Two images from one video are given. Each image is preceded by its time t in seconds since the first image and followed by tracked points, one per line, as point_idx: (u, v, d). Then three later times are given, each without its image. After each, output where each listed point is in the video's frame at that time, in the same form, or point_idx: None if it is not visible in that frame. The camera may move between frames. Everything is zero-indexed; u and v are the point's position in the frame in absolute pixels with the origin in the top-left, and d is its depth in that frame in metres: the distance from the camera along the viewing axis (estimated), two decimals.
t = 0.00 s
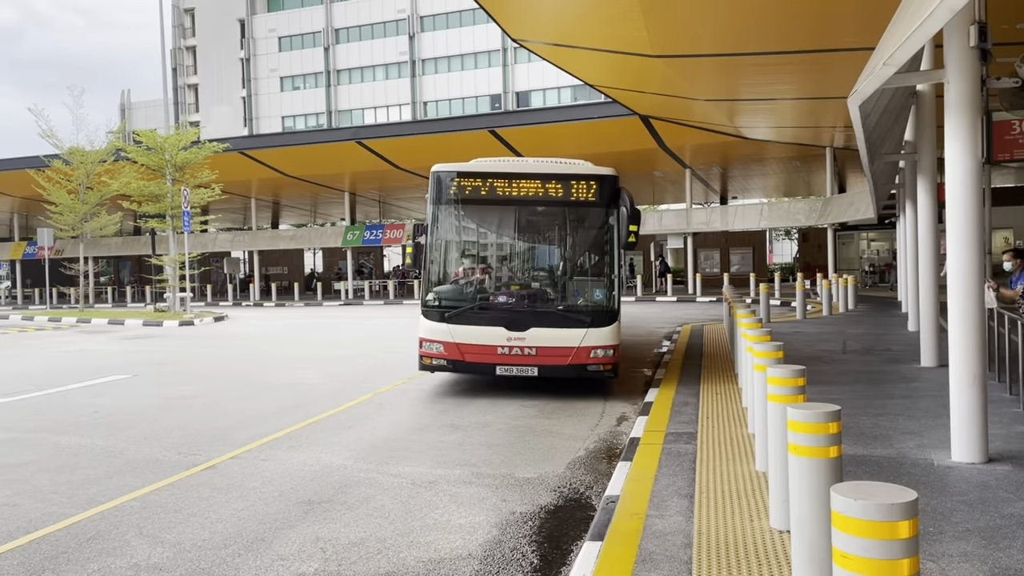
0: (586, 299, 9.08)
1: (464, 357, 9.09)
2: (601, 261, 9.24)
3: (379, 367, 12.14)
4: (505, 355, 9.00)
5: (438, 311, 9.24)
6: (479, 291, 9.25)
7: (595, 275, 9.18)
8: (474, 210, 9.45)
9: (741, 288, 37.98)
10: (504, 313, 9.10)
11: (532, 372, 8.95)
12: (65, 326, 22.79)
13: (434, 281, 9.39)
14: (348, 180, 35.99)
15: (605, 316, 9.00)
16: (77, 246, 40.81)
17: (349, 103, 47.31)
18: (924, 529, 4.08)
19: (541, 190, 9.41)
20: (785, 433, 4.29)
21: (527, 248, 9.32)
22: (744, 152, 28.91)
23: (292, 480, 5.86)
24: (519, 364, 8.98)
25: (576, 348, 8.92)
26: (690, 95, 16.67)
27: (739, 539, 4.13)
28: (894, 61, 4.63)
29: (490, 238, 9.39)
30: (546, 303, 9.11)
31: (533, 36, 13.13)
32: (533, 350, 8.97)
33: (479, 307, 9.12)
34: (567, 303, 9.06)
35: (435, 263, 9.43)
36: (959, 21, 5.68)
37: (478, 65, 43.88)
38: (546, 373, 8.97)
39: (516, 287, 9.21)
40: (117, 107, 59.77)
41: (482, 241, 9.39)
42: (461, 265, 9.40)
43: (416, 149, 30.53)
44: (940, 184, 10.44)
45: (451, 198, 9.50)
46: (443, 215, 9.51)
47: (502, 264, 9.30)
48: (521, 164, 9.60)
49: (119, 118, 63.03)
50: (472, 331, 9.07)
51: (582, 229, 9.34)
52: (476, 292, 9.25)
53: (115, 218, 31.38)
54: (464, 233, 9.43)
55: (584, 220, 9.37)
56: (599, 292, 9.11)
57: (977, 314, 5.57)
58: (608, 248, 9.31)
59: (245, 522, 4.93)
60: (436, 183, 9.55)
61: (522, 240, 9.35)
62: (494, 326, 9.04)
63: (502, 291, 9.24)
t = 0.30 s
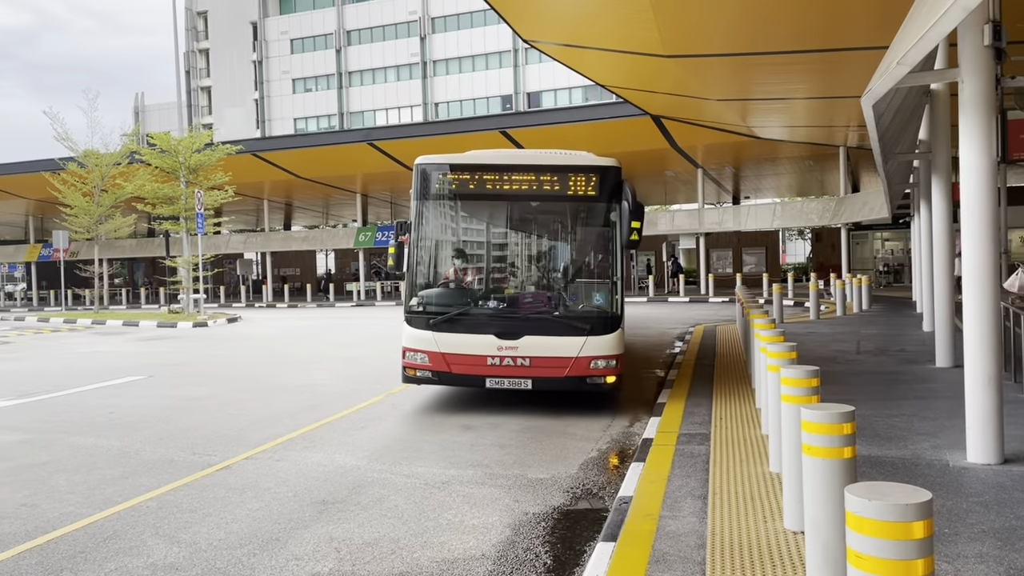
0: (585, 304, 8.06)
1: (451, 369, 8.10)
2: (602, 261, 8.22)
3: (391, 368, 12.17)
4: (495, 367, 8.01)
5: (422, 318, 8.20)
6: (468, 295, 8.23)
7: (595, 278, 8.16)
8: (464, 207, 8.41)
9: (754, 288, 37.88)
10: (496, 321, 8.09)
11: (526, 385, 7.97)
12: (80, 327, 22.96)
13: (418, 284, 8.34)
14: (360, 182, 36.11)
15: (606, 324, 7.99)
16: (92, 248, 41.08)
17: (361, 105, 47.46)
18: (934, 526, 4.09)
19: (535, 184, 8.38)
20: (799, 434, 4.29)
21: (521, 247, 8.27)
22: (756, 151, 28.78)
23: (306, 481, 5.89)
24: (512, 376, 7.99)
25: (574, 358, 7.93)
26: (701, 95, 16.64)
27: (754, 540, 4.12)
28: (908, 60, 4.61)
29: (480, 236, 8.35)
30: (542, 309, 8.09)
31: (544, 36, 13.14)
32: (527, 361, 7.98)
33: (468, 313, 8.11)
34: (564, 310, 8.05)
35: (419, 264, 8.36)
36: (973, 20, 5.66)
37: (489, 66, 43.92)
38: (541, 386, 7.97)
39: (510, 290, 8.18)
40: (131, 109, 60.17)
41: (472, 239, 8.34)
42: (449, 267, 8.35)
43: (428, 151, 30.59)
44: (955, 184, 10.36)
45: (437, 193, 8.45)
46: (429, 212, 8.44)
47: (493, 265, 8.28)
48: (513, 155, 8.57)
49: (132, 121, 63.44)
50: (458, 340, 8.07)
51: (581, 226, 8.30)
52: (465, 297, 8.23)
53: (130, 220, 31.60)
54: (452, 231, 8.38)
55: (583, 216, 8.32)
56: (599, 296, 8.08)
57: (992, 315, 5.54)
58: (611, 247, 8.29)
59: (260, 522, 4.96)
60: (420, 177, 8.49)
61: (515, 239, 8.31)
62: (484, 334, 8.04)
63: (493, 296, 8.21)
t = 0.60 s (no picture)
0: (587, 311, 7.10)
1: (437, 384, 7.20)
2: (606, 263, 7.28)
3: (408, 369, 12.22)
4: (486, 382, 7.09)
5: (407, 328, 7.32)
6: (457, 302, 7.32)
7: (598, 281, 7.22)
8: (453, 204, 7.51)
9: (772, 290, 37.71)
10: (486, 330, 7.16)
11: (520, 403, 7.04)
12: (101, 329, 23.19)
13: (402, 290, 7.45)
14: (377, 184, 36.25)
15: (611, 334, 7.04)
16: (112, 251, 41.49)
17: (377, 108, 47.62)
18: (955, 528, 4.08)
19: (531, 177, 7.46)
20: (819, 436, 4.28)
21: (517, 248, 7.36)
22: (774, 152, 28.64)
23: (325, 481, 5.93)
24: (505, 392, 7.08)
25: (573, 371, 6.98)
26: (718, 96, 16.60)
27: (772, 542, 4.12)
28: (926, 60, 4.61)
29: (472, 235, 7.47)
30: (538, 317, 7.16)
31: (560, 38, 13.17)
32: (521, 375, 7.04)
33: (456, 321, 7.21)
34: (563, 317, 7.10)
35: (403, 268, 7.48)
36: (993, 19, 5.65)
37: (504, 68, 43.94)
38: (537, 403, 7.04)
39: (503, 295, 7.27)
40: (150, 113, 60.72)
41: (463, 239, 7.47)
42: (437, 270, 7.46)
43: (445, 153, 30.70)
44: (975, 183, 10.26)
45: (422, 189, 7.55)
46: (414, 211, 7.55)
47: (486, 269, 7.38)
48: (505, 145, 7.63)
49: (151, 125, 64.03)
50: (445, 352, 7.17)
51: (582, 224, 7.36)
52: (453, 304, 7.33)
53: (149, 223, 31.88)
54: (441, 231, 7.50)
55: (584, 212, 7.37)
56: (601, 301, 7.14)
57: (1013, 316, 5.49)
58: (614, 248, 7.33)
59: (280, 521, 5.00)
60: (403, 171, 7.59)
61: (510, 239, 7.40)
62: (473, 345, 7.13)
63: (485, 303, 7.31)
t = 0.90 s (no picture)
0: (591, 320, 6.37)
1: (423, 401, 6.49)
2: (612, 264, 6.55)
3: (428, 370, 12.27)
4: (477, 398, 6.35)
5: (391, 337, 6.64)
6: (447, 310, 6.62)
7: (604, 286, 6.48)
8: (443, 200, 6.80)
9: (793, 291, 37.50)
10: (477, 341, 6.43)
11: (516, 422, 6.31)
12: (125, 330, 23.47)
13: (388, 296, 6.78)
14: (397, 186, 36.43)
15: (617, 345, 6.29)
16: (135, 253, 42.00)
17: (397, 110, 47.83)
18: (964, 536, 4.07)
19: (528, 171, 6.74)
20: (841, 440, 4.25)
21: (514, 249, 6.65)
22: (795, 153, 28.47)
23: (346, 482, 5.97)
24: (498, 410, 6.34)
25: (573, 388, 6.21)
26: (739, 97, 16.52)
27: (794, 546, 4.11)
28: (949, 62, 4.61)
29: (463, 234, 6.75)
30: (536, 325, 6.42)
31: (580, 40, 13.16)
32: (516, 391, 6.29)
33: (444, 330, 6.51)
34: (564, 326, 6.36)
35: (389, 272, 6.80)
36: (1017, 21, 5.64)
37: (524, 70, 43.98)
38: (534, 423, 6.30)
39: (499, 301, 6.54)
40: (174, 116, 61.36)
41: (455, 239, 6.77)
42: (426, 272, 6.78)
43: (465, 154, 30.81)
44: (1000, 184, 10.15)
45: (408, 185, 6.85)
46: (400, 207, 6.84)
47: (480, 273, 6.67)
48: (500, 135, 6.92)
49: (175, 128, 64.73)
50: (432, 365, 6.46)
51: (585, 222, 6.62)
52: (443, 311, 6.63)
53: (173, 225, 32.26)
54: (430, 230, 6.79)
55: (587, 209, 6.63)
56: (606, 308, 6.40)
57: None
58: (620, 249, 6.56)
59: (302, 522, 5.04)
60: (388, 165, 6.90)
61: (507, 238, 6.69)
62: (463, 358, 6.40)
63: (477, 310, 6.58)
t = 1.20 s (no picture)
0: (595, 328, 5.66)
1: (409, 418, 5.84)
2: (621, 267, 5.82)
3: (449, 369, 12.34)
4: (468, 416, 5.68)
5: (376, 348, 5.98)
6: (437, 317, 5.96)
7: (611, 292, 5.77)
8: (434, 196, 6.13)
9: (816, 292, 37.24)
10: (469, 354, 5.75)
11: (511, 443, 5.63)
12: (151, 330, 23.77)
13: (373, 302, 6.12)
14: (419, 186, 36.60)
15: (623, 359, 5.61)
16: (160, 253, 42.49)
17: (418, 111, 48.01)
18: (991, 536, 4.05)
19: (527, 164, 6.05)
20: (865, 439, 4.25)
21: (512, 250, 5.95)
22: (818, 152, 28.26)
23: (370, 480, 6.03)
24: (491, 429, 5.66)
25: (575, 406, 5.53)
26: (762, 96, 16.44)
27: (819, 545, 4.11)
28: (976, 61, 4.62)
29: (456, 233, 6.06)
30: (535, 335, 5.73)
31: (601, 40, 13.17)
32: (510, 409, 5.60)
33: (433, 341, 5.84)
34: (567, 335, 5.67)
35: (376, 275, 6.17)
36: None
37: (545, 70, 43.98)
38: (531, 444, 5.62)
39: (495, 308, 5.85)
40: (198, 117, 61.99)
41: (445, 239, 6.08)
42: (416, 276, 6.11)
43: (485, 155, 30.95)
44: None
45: (396, 179, 6.18)
46: (387, 204, 6.18)
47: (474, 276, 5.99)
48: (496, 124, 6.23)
49: (199, 130, 65.43)
50: (418, 379, 5.79)
51: (589, 219, 5.88)
52: (433, 319, 5.97)
53: (197, 225, 32.62)
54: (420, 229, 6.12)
55: (590, 206, 5.90)
56: (612, 315, 5.68)
57: None
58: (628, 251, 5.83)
59: (328, 518, 5.11)
60: (372, 158, 6.23)
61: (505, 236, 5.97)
62: (452, 372, 5.73)
63: (469, 318, 5.91)
